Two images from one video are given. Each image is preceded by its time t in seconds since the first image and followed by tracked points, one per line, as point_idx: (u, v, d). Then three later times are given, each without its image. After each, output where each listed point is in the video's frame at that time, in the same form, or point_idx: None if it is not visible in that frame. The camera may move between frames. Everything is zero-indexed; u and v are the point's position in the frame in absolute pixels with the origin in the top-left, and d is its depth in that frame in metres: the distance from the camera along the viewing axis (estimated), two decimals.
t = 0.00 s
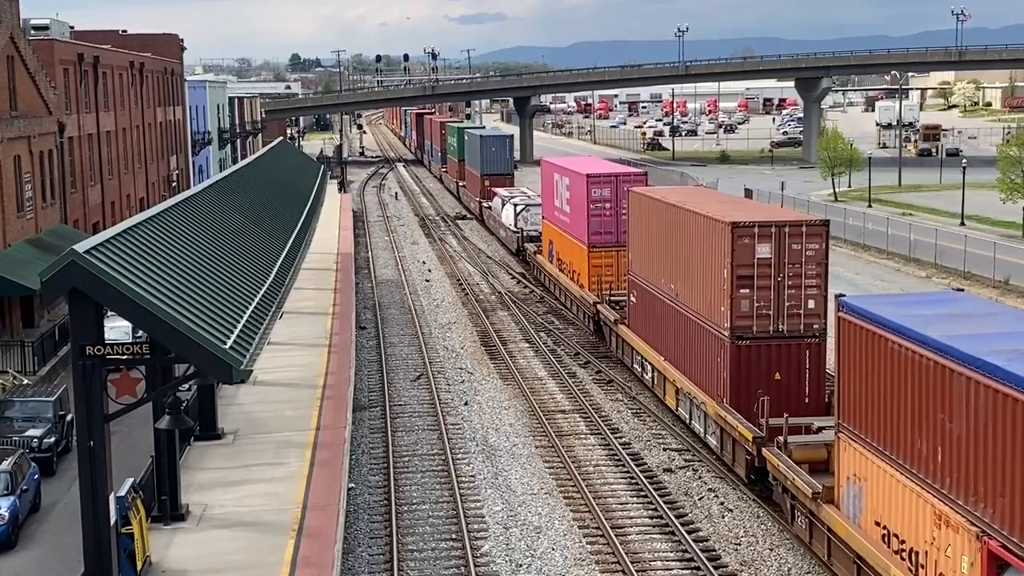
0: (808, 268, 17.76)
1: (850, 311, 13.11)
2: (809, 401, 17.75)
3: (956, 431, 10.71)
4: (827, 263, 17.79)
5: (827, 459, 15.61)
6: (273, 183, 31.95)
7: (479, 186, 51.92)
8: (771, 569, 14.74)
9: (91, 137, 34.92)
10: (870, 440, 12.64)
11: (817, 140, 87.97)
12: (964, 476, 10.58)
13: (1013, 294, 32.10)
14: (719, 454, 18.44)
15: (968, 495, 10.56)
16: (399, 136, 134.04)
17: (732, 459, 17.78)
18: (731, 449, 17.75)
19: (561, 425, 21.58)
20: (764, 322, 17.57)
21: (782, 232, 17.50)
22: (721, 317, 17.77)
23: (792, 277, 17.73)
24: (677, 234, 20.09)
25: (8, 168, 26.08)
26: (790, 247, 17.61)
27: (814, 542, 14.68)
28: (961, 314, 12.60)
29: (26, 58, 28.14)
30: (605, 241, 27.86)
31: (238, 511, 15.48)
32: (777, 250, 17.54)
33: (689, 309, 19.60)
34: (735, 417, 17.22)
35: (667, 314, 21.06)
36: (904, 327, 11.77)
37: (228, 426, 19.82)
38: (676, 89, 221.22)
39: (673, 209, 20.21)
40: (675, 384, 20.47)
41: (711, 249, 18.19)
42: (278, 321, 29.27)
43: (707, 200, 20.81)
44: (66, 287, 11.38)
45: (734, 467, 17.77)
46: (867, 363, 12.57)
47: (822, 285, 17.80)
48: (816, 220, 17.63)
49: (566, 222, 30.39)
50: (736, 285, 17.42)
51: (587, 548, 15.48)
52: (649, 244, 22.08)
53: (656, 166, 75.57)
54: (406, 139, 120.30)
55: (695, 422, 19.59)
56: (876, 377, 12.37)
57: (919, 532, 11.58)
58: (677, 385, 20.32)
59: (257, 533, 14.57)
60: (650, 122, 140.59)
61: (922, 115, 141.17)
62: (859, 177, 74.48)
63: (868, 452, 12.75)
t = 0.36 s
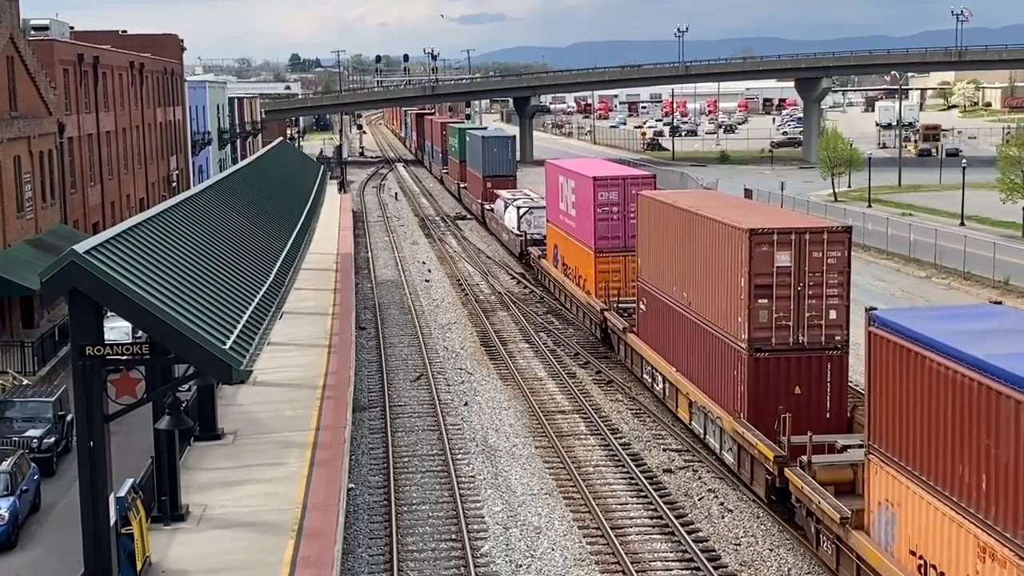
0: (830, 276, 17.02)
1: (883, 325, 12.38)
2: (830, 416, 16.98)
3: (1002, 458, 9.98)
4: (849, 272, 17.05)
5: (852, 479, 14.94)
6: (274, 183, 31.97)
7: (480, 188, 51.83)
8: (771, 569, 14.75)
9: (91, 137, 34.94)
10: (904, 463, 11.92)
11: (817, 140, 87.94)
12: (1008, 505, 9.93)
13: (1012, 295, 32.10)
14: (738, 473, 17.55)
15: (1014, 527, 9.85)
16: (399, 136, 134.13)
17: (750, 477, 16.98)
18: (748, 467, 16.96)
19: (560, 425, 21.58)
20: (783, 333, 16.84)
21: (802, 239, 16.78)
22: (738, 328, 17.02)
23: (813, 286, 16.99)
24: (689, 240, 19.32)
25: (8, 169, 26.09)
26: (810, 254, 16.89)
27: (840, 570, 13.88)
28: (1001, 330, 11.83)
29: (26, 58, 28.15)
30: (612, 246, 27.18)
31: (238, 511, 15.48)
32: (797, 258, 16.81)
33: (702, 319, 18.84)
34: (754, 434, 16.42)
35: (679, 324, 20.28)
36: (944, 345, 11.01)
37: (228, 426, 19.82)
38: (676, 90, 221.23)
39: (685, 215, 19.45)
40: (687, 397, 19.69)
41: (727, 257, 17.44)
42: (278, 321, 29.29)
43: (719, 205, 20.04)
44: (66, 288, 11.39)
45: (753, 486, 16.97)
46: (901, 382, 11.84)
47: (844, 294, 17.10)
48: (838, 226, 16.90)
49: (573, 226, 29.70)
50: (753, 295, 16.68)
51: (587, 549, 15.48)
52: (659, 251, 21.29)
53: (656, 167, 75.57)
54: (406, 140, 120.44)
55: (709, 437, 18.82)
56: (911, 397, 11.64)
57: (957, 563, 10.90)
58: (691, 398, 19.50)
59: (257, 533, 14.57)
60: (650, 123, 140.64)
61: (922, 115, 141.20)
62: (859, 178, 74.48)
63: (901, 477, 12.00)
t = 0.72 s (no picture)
0: (854, 286, 16.29)
1: (921, 343, 11.45)
2: (854, 432, 16.22)
3: None
4: (874, 281, 16.32)
5: (881, 504, 14.48)
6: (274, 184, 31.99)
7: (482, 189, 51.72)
8: (771, 570, 14.75)
9: (91, 137, 34.93)
10: (946, 491, 11.03)
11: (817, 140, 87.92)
12: None
13: (1012, 295, 32.12)
14: (757, 492, 16.81)
15: None
16: (398, 136, 134.28)
17: (770, 497, 16.24)
18: (769, 487, 16.20)
19: (560, 425, 21.59)
20: (806, 345, 16.11)
21: (825, 246, 16.03)
22: (758, 340, 16.29)
23: (836, 296, 16.26)
24: (704, 247, 18.57)
25: (8, 169, 26.09)
26: (834, 263, 16.16)
27: None
28: None
29: (26, 58, 28.13)
30: (621, 251, 26.47)
31: (238, 511, 15.48)
32: (819, 266, 16.09)
33: (718, 329, 18.10)
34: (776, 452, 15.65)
35: (693, 333, 19.53)
36: (990, 364, 10.12)
37: (227, 426, 19.83)
38: (676, 90, 221.32)
39: (700, 220, 18.68)
40: (702, 410, 18.98)
41: (745, 265, 16.72)
42: (278, 321, 29.30)
43: (736, 210, 19.29)
44: (66, 288, 11.38)
45: (774, 507, 16.20)
46: (945, 404, 10.93)
47: (869, 305, 16.34)
48: (863, 234, 16.15)
49: (580, 230, 28.89)
50: (774, 305, 15.95)
51: (587, 549, 15.47)
52: (672, 258, 20.51)
53: (655, 167, 75.62)
54: (406, 140, 120.54)
55: (726, 454, 18.12)
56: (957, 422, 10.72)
57: None
58: (706, 412, 18.78)
59: (257, 533, 14.57)
60: (650, 123, 140.77)
61: (922, 115, 141.31)
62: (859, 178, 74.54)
63: (942, 506, 11.18)
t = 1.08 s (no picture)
0: (879, 297, 15.48)
1: (958, 361, 10.50)
2: (880, 449, 15.41)
3: None
4: (900, 291, 15.51)
5: (913, 527, 13.83)
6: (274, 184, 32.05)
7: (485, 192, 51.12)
8: (771, 570, 14.76)
9: (91, 137, 34.94)
10: (987, 522, 10.13)
11: (817, 140, 87.93)
12: None
13: (1012, 295, 32.16)
14: (778, 512, 15.95)
15: None
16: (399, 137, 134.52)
17: (792, 518, 15.39)
18: (790, 508, 15.36)
19: (560, 425, 21.60)
20: (829, 359, 15.27)
21: (848, 255, 15.24)
22: (777, 353, 15.45)
23: (860, 307, 15.45)
24: (719, 253, 17.71)
25: (8, 169, 26.09)
26: (857, 272, 15.36)
27: None
28: None
29: (26, 58, 28.15)
30: (628, 256, 25.54)
31: (238, 511, 15.49)
32: (843, 275, 15.28)
33: (734, 340, 17.23)
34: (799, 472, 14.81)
35: (707, 344, 18.63)
36: None
37: (227, 426, 19.83)
38: (676, 90, 221.55)
39: (716, 226, 17.82)
40: (717, 424, 18.09)
41: (763, 273, 15.89)
42: (278, 321, 29.33)
43: (752, 215, 18.44)
44: (66, 288, 11.38)
45: (796, 529, 15.34)
46: (984, 427, 10.01)
47: (895, 317, 15.51)
48: (888, 242, 15.34)
49: (586, 234, 27.98)
50: (795, 316, 15.11)
51: (587, 549, 15.47)
52: (684, 264, 19.65)
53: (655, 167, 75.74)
54: (406, 140, 120.72)
55: (742, 470, 17.27)
56: (997, 446, 9.82)
57: None
58: (719, 425, 17.96)
59: (257, 533, 14.58)
60: (650, 124, 140.82)
61: (922, 116, 141.54)
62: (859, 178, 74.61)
63: (981, 536, 10.27)
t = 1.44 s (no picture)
0: (909, 308, 14.59)
1: (1011, 384, 10.29)
2: (907, 469, 14.58)
3: None
4: (932, 303, 14.63)
5: (950, 557, 13.07)
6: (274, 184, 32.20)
7: (487, 194, 50.10)
8: (771, 570, 14.77)
9: (91, 138, 34.94)
10: None
11: (818, 141, 87.95)
12: None
13: (1013, 295, 32.17)
14: (800, 534, 15.13)
15: None
16: (399, 137, 134.78)
17: (817, 543, 14.54)
18: (816, 532, 14.50)
19: (561, 426, 21.63)
20: (856, 375, 14.41)
21: (877, 264, 14.37)
22: (801, 369, 14.58)
23: (889, 320, 14.56)
24: (738, 262, 16.82)
25: (8, 169, 26.09)
26: (887, 283, 14.47)
27: None
28: None
29: (26, 59, 28.14)
30: (637, 262, 24.56)
31: (238, 512, 15.50)
32: (871, 286, 14.41)
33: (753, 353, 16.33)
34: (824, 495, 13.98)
35: (724, 356, 17.72)
36: None
37: (227, 426, 19.83)
38: (677, 90, 221.82)
39: (733, 232, 16.93)
40: (734, 441, 17.20)
41: (786, 283, 15.00)
42: (278, 321, 29.38)
43: (771, 222, 17.56)
44: (67, 289, 11.37)
45: (822, 555, 14.47)
46: None
47: (926, 329, 14.62)
48: (919, 251, 14.46)
49: (593, 240, 27.06)
50: (820, 329, 14.24)
51: (587, 550, 15.47)
52: (699, 272, 18.75)
53: (655, 167, 75.90)
54: (406, 141, 120.86)
55: (762, 490, 16.39)
56: None
57: None
58: (736, 441, 17.07)
59: (256, 534, 14.58)
60: (649, 124, 140.74)
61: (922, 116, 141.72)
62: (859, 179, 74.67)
63: None
